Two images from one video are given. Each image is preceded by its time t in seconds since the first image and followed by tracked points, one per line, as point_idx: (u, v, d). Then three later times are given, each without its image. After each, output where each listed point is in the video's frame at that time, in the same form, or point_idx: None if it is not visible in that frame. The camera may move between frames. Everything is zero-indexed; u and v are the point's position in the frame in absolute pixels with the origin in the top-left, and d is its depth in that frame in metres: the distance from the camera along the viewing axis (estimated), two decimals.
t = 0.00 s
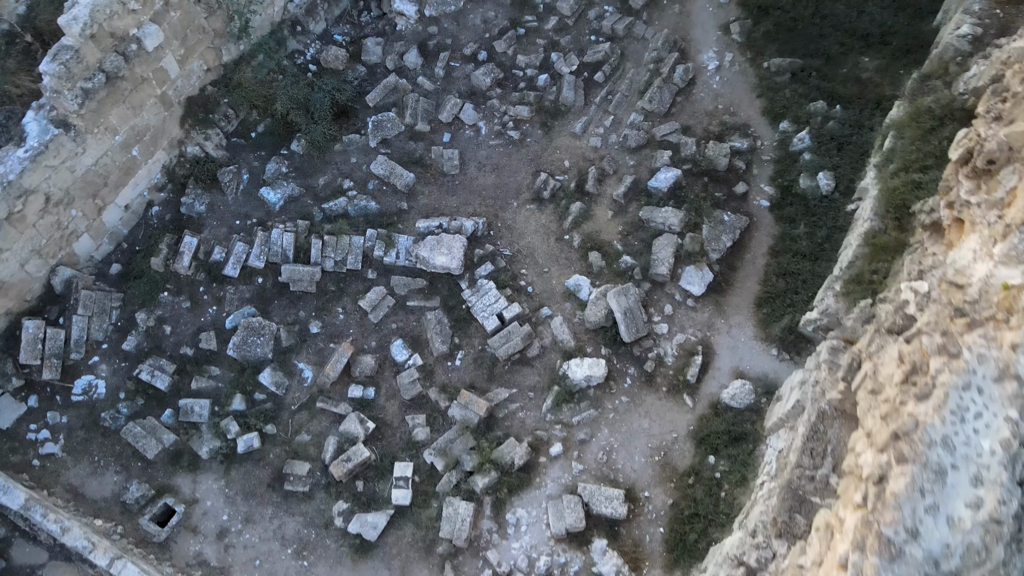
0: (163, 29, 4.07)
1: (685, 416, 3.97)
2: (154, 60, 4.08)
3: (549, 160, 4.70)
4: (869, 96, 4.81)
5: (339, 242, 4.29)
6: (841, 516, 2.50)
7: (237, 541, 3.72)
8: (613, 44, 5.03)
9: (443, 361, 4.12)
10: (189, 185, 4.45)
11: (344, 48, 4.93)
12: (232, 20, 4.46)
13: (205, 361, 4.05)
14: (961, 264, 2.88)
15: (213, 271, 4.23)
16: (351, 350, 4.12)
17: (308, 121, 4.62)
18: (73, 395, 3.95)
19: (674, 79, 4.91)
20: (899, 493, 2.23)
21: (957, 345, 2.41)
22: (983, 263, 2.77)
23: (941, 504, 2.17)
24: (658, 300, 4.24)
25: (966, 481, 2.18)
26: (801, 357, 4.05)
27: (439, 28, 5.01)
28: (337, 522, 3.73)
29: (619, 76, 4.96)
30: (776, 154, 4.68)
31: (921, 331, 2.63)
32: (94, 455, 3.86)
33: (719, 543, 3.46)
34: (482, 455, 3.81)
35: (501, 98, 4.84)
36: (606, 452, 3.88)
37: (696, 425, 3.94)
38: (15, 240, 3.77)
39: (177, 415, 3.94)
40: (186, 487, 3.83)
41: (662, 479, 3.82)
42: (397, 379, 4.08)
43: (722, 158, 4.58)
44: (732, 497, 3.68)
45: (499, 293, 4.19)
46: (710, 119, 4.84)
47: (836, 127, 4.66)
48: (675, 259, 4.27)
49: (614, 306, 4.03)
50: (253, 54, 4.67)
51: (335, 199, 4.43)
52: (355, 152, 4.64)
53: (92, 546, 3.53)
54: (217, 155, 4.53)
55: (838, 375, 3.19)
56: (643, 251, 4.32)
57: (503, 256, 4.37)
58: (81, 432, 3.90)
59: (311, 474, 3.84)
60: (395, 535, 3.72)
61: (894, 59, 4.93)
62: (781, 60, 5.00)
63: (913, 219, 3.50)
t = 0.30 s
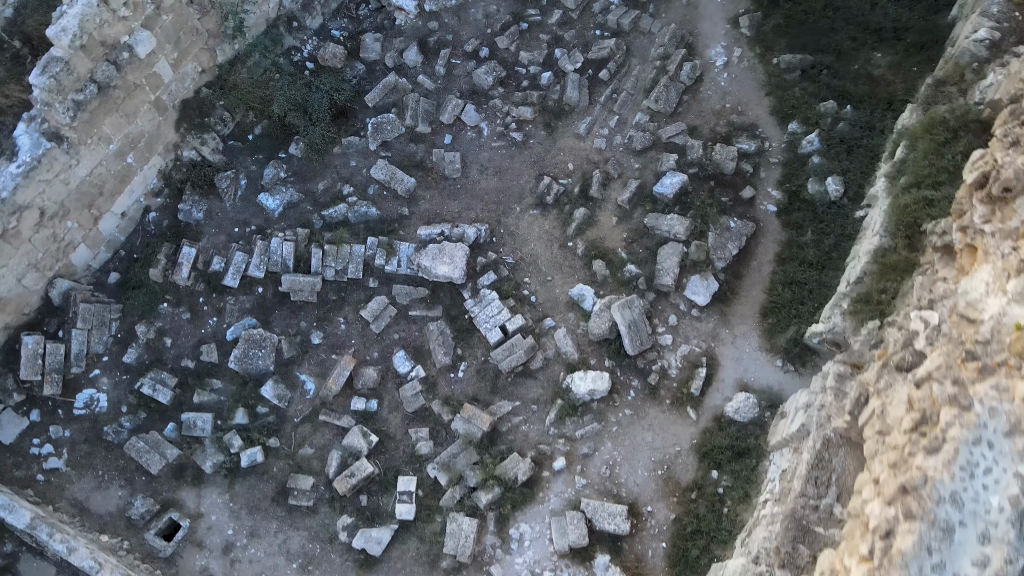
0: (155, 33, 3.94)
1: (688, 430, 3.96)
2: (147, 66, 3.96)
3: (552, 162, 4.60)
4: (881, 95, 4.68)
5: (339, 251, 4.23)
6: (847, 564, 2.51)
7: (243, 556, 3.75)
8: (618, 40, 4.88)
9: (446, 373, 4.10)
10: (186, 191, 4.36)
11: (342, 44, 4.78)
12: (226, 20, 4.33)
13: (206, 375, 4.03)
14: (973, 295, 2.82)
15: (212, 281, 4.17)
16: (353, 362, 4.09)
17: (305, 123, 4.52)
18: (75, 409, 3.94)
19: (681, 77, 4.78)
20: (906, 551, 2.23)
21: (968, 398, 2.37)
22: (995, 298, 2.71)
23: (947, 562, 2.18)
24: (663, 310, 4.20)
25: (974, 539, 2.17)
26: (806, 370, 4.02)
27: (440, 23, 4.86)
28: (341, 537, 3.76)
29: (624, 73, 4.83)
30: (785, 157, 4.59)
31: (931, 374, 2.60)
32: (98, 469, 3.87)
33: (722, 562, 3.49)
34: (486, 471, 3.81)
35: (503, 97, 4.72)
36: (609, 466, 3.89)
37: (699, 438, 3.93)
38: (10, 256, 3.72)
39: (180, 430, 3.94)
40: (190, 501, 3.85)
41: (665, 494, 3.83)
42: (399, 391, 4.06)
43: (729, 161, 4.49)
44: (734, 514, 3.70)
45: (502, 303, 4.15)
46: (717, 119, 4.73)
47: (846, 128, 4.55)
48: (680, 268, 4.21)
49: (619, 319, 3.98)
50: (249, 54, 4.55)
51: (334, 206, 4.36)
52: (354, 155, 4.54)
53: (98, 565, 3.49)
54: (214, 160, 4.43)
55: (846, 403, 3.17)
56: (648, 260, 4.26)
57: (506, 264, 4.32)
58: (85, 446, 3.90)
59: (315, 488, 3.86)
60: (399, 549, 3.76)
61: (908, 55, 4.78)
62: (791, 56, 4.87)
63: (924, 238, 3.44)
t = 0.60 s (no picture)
0: (150, 43, 3.85)
1: (689, 442, 3.99)
2: (143, 77, 3.89)
3: (555, 167, 4.55)
4: (890, 96, 4.59)
5: (341, 263, 4.22)
6: None
7: (251, 567, 3.84)
8: (623, 38, 4.77)
9: (449, 384, 4.12)
10: (186, 199, 4.32)
11: (341, 44, 4.67)
12: (222, 24, 4.24)
13: (210, 387, 4.06)
14: (978, 329, 2.82)
15: (215, 293, 4.16)
16: (357, 374, 4.10)
17: (305, 127, 4.44)
18: (81, 422, 3.97)
19: (687, 77, 4.69)
20: None
21: (970, 450, 2.40)
22: (999, 334, 2.71)
23: None
24: (666, 321, 4.20)
25: None
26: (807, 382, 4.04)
27: (441, 22, 4.74)
28: (348, 549, 3.84)
29: (629, 74, 4.73)
30: (790, 162, 4.53)
31: (932, 416, 2.63)
32: (106, 481, 3.92)
33: None
34: (489, 485, 3.86)
35: (506, 100, 4.64)
36: (611, 478, 3.93)
37: (700, 451, 3.97)
38: (11, 275, 3.71)
39: (186, 442, 3.98)
40: (198, 513, 3.91)
41: (665, 506, 3.89)
42: (403, 403, 4.09)
43: (734, 168, 4.43)
44: (734, 527, 3.77)
45: (505, 315, 4.14)
46: (723, 122, 4.66)
47: (854, 133, 4.48)
48: (683, 279, 4.20)
49: (622, 332, 3.98)
50: (246, 56, 4.47)
51: (336, 214, 4.33)
52: (354, 160, 4.48)
53: None
54: (214, 166, 4.38)
55: (847, 431, 3.19)
56: (651, 270, 4.25)
57: (508, 273, 4.30)
58: (92, 458, 3.95)
59: (321, 500, 3.91)
60: (405, 560, 3.84)
61: (919, 54, 4.67)
62: (799, 55, 4.77)
63: (930, 261, 3.42)
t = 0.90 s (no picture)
0: (148, 56, 3.81)
1: (688, 451, 4.07)
2: (143, 90, 3.86)
3: (558, 173, 4.53)
4: (897, 100, 4.55)
5: (344, 273, 4.25)
6: None
7: (262, 573, 3.96)
8: (628, 39, 4.71)
9: (453, 394, 4.19)
10: (188, 208, 4.30)
11: (341, 46, 4.60)
12: (219, 31, 4.20)
13: (218, 398, 4.13)
14: (976, 362, 2.86)
15: (220, 303, 4.20)
16: (361, 385, 4.16)
17: (306, 133, 4.42)
18: (92, 432, 4.05)
19: (691, 80, 4.64)
20: None
21: (962, 498, 2.50)
22: (995, 370, 2.76)
23: None
24: (666, 331, 4.24)
25: None
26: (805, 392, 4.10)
27: (442, 23, 4.66)
28: (355, 556, 3.96)
29: (633, 75, 4.69)
30: (794, 168, 4.52)
31: (924, 454, 2.72)
32: (118, 490, 4.02)
33: None
34: (493, 495, 3.96)
35: (508, 104, 4.60)
36: (611, 487, 4.03)
37: (699, 460, 4.05)
38: (17, 292, 3.74)
39: (195, 452, 4.07)
40: (209, 520, 4.02)
41: (664, 514, 3.99)
42: (408, 412, 4.16)
43: (737, 175, 4.42)
44: (730, 536, 3.88)
45: (508, 326, 4.19)
46: (726, 125, 4.63)
47: (858, 139, 4.45)
48: (684, 289, 4.23)
49: (623, 345, 4.03)
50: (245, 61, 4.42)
51: (338, 223, 4.33)
52: (356, 167, 4.47)
53: None
54: (215, 174, 4.36)
55: (844, 455, 3.27)
56: (652, 280, 4.29)
57: (511, 283, 4.33)
58: (104, 467, 4.04)
59: (328, 509, 4.01)
60: (411, 566, 3.96)
61: (927, 55, 4.61)
62: (805, 56, 4.71)
63: (931, 283, 3.44)
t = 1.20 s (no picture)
0: (150, 72, 3.80)
1: (685, 457, 4.19)
2: (145, 104, 3.85)
3: (559, 179, 4.56)
4: (899, 105, 4.54)
5: (348, 284, 4.32)
6: None
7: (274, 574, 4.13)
8: (630, 42, 4.67)
9: (456, 401, 4.29)
10: (193, 217, 4.35)
11: (341, 50, 4.57)
12: (219, 41, 4.19)
13: (227, 406, 4.24)
14: (965, 392, 2.96)
15: (227, 313, 4.28)
16: (367, 394, 4.26)
17: (308, 140, 4.42)
18: (106, 440, 4.17)
19: (694, 84, 4.62)
20: None
21: (944, 536, 2.65)
22: (983, 404, 2.85)
23: None
24: (666, 340, 4.33)
25: None
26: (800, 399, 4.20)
27: (443, 26, 4.61)
28: (363, 558, 4.12)
29: (635, 79, 4.68)
30: (794, 175, 4.54)
31: (912, 487, 2.89)
32: (133, 495, 4.15)
33: None
34: (495, 501, 4.10)
35: (509, 109, 4.60)
36: (610, 492, 4.17)
37: (695, 465, 4.17)
38: (28, 309, 3.82)
39: (206, 458, 4.19)
40: (222, 523, 4.16)
41: (661, 518, 4.14)
42: (412, 419, 4.27)
43: (738, 183, 4.44)
44: (724, 541, 4.03)
45: (509, 335, 4.27)
46: (728, 131, 4.63)
47: (859, 146, 4.46)
48: (684, 299, 4.30)
49: (623, 356, 4.12)
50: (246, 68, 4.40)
51: (342, 233, 4.39)
52: (359, 174, 4.49)
53: None
54: (219, 183, 4.38)
55: (835, 474, 3.42)
56: (652, 289, 4.35)
57: (513, 291, 4.40)
58: (119, 473, 4.17)
59: (336, 513, 4.16)
60: (417, 568, 4.12)
61: (931, 58, 4.59)
62: (808, 59, 4.68)
63: (924, 304, 3.51)
